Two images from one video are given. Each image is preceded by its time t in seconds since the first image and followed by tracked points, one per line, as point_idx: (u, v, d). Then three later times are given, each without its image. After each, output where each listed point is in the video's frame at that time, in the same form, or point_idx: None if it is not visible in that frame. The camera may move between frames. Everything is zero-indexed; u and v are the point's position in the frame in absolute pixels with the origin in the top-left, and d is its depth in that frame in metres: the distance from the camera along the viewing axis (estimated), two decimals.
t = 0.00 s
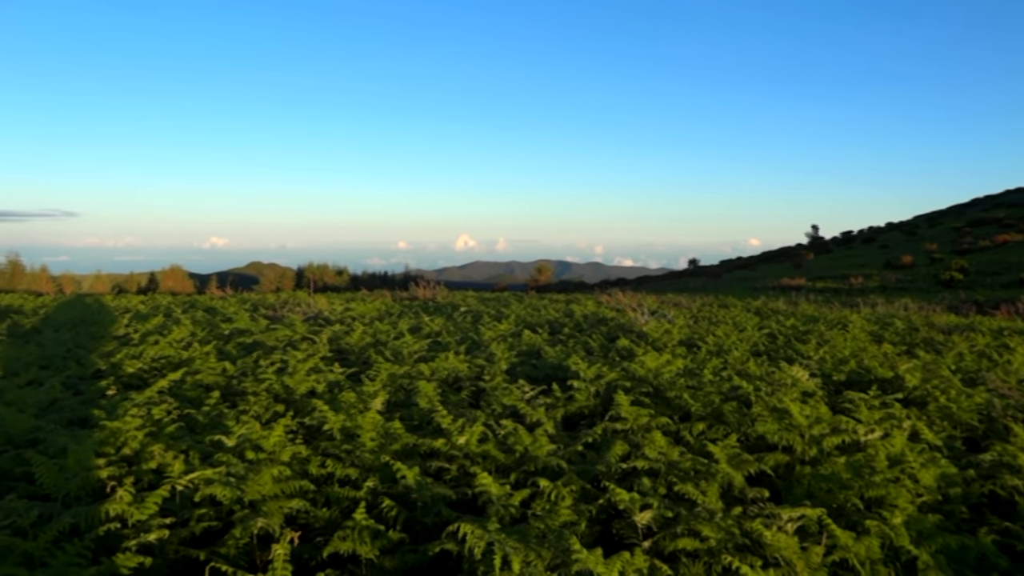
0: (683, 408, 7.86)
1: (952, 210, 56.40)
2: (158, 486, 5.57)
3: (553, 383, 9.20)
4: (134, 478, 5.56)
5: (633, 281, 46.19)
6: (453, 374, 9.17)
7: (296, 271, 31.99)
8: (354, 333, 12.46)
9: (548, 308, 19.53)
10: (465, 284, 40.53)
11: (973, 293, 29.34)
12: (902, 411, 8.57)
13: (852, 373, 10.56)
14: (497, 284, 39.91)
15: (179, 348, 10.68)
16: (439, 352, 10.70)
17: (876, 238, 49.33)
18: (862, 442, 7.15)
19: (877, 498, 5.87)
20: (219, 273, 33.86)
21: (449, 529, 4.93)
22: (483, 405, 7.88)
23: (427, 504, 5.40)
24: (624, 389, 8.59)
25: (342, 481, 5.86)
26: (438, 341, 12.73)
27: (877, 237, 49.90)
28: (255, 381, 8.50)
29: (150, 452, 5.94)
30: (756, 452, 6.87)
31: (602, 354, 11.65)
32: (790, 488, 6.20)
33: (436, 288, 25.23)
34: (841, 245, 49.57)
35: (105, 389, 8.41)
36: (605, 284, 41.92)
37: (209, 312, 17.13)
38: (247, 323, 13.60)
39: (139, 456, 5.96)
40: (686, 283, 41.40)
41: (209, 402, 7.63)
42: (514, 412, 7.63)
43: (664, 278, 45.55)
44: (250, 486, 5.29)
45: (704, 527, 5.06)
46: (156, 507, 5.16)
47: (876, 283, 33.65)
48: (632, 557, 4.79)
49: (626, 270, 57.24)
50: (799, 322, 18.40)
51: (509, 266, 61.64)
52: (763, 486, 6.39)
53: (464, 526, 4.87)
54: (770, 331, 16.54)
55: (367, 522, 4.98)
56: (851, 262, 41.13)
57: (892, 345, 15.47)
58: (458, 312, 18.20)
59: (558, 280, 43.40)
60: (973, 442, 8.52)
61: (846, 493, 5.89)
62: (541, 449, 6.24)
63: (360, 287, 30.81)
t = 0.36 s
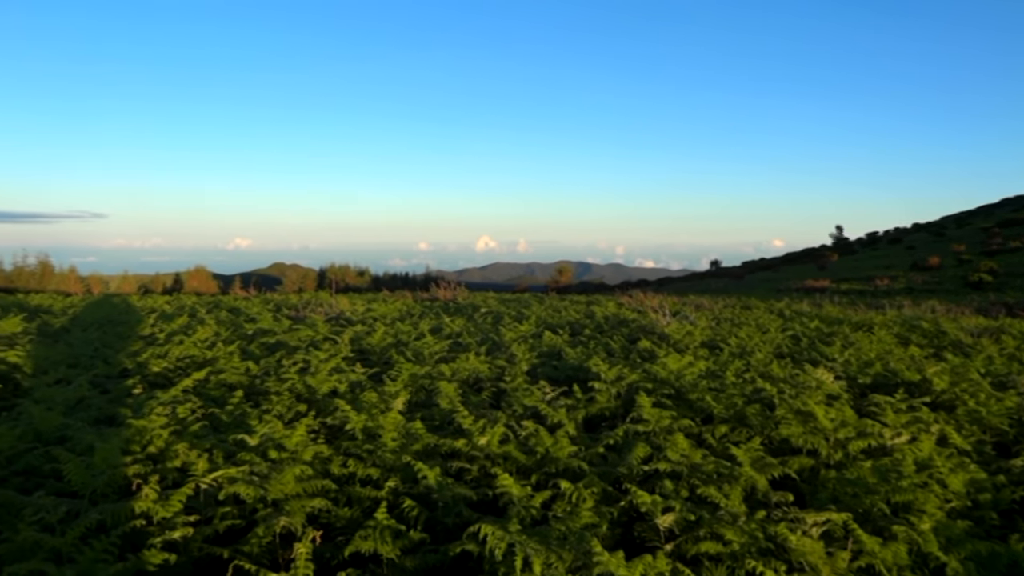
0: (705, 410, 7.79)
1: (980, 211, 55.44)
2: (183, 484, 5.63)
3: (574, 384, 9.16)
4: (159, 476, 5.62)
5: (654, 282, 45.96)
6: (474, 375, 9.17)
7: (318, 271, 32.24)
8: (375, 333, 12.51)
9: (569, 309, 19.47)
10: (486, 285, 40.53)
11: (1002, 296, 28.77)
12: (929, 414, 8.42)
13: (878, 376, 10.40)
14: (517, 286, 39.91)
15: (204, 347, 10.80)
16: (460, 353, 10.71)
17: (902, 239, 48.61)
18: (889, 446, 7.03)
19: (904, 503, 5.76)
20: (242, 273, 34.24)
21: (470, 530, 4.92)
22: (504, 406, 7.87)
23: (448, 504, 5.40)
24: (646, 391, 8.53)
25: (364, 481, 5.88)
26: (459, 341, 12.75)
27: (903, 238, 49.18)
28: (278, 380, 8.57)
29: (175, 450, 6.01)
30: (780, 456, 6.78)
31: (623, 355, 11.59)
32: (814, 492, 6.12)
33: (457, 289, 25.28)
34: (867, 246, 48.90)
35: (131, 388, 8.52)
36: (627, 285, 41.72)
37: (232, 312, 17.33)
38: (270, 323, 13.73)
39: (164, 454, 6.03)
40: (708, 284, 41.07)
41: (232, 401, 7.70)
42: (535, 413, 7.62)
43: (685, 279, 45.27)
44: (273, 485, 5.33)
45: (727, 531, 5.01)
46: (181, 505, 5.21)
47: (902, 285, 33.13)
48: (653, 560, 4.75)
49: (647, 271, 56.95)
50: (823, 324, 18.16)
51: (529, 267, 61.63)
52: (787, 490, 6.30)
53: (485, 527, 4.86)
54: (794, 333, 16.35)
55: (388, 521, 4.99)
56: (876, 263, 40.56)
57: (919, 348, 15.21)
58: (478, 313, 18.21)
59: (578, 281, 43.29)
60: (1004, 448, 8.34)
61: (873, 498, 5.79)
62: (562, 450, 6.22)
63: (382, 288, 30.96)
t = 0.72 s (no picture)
0: (735, 415, 7.69)
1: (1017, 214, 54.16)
2: (215, 483, 5.69)
3: (601, 387, 9.11)
4: (192, 474, 5.70)
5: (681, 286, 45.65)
6: (501, 377, 9.16)
7: (345, 274, 32.55)
8: (402, 335, 12.57)
9: (595, 312, 19.39)
10: (511, 288, 40.53)
11: None
12: (966, 421, 8.22)
13: (913, 382, 10.19)
14: (542, 288, 39.85)
15: (234, 348, 10.94)
16: (486, 355, 10.71)
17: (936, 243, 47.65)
18: (925, 454, 6.88)
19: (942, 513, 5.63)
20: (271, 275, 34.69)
21: (498, 533, 4.91)
22: (531, 408, 7.85)
23: (476, 506, 5.41)
24: (674, 395, 8.45)
25: (392, 482, 5.90)
26: (486, 344, 12.76)
27: (937, 241, 48.22)
28: (307, 381, 8.65)
29: (207, 449, 6.08)
30: (812, 462, 6.66)
31: (651, 359, 11.51)
32: (848, 499, 6.00)
33: (483, 291, 25.31)
34: (899, 249, 48.02)
35: (164, 387, 8.66)
36: (653, 288, 41.44)
37: (262, 313, 17.56)
38: (298, 324, 13.87)
39: (197, 453, 6.11)
40: (736, 287, 40.63)
41: (262, 402, 7.79)
42: (562, 416, 7.59)
43: (712, 283, 44.85)
44: (303, 485, 5.37)
45: (758, 538, 4.94)
46: (213, 503, 5.27)
47: (936, 289, 32.45)
48: (683, 566, 4.70)
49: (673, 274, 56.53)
50: (855, 328, 17.85)
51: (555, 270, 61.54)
52: (820, 496, 6.20)
53: (513, 529, 4.84)
54: (824, 337, 16.09)
55: (417, 523, 5.01)
56: (909, 266, 39.80)
57: (954, 354, 14.86)
58: (504, 316, 18.21)
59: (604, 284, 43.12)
60: None
61: (910, 507, 5.67)
62: (590, 454, 6.18)
63: (408, 291, 31.13)
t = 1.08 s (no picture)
0: (765, 417, 7.59)
1: None
2: (246, 480, 5.76)
3: (629, 389, 9.05)
4: (224, 471, 5.77)
5: (708, 287, 45.21)
6: (528, 377, 9.15)
7: (372, 274, 32.79)
8: (428, 335, 12.62)
9: (622, 313, 19.28)
10: (537, 289, 40.52)
11: None
12: (1005, 426, 8.02)
13: (949, 386, 9.96)
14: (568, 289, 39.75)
15: (264, 347, 11.07)
16: (513, 356, 10.71)
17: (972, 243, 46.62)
18: (963, 459, 6.72)
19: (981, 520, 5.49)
20: (299, 276, 35.08)
21: (527, 534, 4.89)
22: (559, 409, 7.83)
23: (505, 507, 5.40)
24: (703, 396, 8.37)
25: (421, 482, 5.92)
26: (512, 344, 12.75)
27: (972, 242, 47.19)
28: (336, 380, 8.71)
29: (238, 447, 6.16)
30: (846, 466, 6.55)
31: (678, 360, 11.42)
32: (882, 504, 5.89)
33: (509, 292, 25.30)
34: (933, 250, 47.07)
35: (196, 386, 8.79)
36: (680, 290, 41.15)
37: (291, 313, 17.75)
38: (327, 324, 13.99)
39: (228, 451, 6.19)
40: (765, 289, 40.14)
41: (292, 400, 7.87)
42: (590, 417, 7.56)
43: (740, 284, 44.35)
44: (332, 484, 5.41)
45: (791, 542, 4.86)
46: (245, 501, 5.34)
47: (971, 291, 31.75)
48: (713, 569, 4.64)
49: (701, 275, 56.01)
50: (887, 330, 17.52)
51: (580, 271, 61.36)
52: (854, 501, 6.09)
53: (542, 531, 4.82)
54: (856, 339, 15.81)
55: (445, 523, 5.02)
56: (943, 267, 38.99)
57: (992, 357, 14.50)
58: (531, 316, 18.18)
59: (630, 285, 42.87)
60: None
61: (948, 514, 5.54)
62: (618, 456, 6.15)
63: (434, 291, 31.27)
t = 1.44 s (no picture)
0: (793, 420, 7.50)
1: None
2: (273, 478, 5.81)
3: (654, 390, 9.00)
4: (252, 469, 5.83)
5: (732, 287, 44.77)
6: (552, 378, 9.13)
7: (394, 274, 32.96)
8: (451, 335, 12.65)
9: (645, 314, 19.17)
10: (560, 290, 40.46)
11: None
12: None
13: (982, 389, 9.76)
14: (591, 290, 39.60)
15: (289, 346, 11.17)
16: (537, 356, 10.69)
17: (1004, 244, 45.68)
18: (997, 464, 6.58)
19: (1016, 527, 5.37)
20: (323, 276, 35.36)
21: (552, 535, 4.88)
22: (583, 410, 7.80)
23: (530, 508, 5.39)
24: (729, 398, 8.29)
25: (445, 481, 5.93)
26: (535, 345, 12.74)
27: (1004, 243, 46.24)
28: (361, 380, 8.76)
29: (266, 445, 6.22)
30: (876, 471, 6.45)
31: (703, 361, 11.32)
32: (914, 509, 5.79)
33: (531, 292, 25.27)
34: (963, 251, 46.19)
35: (223, 384, 8.89)
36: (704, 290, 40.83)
37: (315, 313, 17.89)
38: (351, 324, 14.09)
39: (256, 449, 6.25)
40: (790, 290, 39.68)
41: (318, 399, 7.93)
42: (615, 418, 7.52)
43: (765, 285, 43.88)
44: (358, 482, 5.44)
45: (820, 547, 4.80)
46: (272, 498, 5.39)
47: (1003, 293, 31.10)
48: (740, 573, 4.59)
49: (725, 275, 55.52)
50: (916, 332, 17.23)
51: (602, 271, 61.15)
52: (884, 506, 5.99)
53: (568, 532, 4.80)
54: (885, 341, 15.56)
55: (471, 523, 5.03)
56: (974, 269, 38.25)
57: None
58: (553, 317, 18.14)
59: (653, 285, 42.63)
60: None
61: (982, 520, 5.43)
62: (644, 458, 6.11)
63: (456, 291, 31.35)
